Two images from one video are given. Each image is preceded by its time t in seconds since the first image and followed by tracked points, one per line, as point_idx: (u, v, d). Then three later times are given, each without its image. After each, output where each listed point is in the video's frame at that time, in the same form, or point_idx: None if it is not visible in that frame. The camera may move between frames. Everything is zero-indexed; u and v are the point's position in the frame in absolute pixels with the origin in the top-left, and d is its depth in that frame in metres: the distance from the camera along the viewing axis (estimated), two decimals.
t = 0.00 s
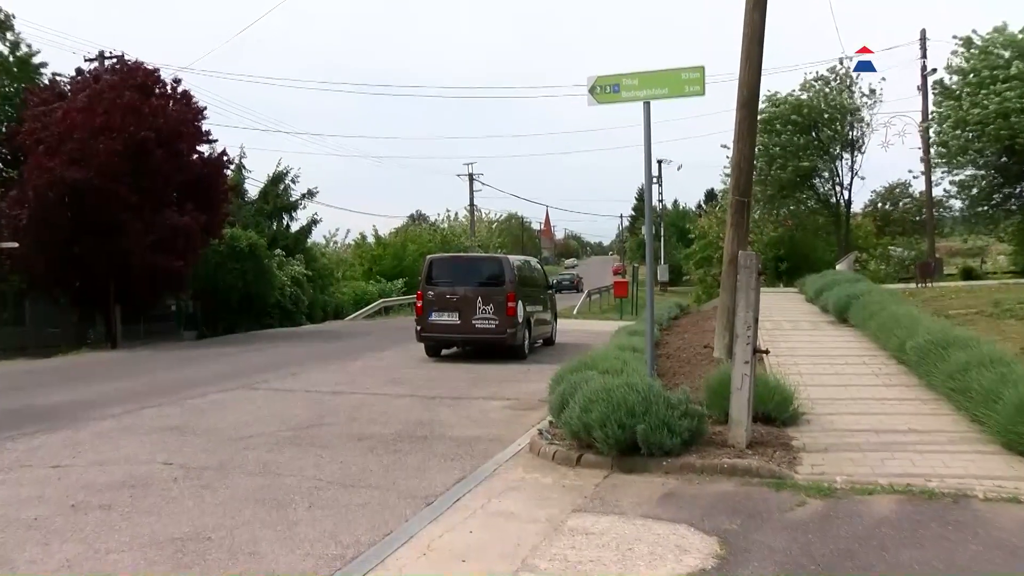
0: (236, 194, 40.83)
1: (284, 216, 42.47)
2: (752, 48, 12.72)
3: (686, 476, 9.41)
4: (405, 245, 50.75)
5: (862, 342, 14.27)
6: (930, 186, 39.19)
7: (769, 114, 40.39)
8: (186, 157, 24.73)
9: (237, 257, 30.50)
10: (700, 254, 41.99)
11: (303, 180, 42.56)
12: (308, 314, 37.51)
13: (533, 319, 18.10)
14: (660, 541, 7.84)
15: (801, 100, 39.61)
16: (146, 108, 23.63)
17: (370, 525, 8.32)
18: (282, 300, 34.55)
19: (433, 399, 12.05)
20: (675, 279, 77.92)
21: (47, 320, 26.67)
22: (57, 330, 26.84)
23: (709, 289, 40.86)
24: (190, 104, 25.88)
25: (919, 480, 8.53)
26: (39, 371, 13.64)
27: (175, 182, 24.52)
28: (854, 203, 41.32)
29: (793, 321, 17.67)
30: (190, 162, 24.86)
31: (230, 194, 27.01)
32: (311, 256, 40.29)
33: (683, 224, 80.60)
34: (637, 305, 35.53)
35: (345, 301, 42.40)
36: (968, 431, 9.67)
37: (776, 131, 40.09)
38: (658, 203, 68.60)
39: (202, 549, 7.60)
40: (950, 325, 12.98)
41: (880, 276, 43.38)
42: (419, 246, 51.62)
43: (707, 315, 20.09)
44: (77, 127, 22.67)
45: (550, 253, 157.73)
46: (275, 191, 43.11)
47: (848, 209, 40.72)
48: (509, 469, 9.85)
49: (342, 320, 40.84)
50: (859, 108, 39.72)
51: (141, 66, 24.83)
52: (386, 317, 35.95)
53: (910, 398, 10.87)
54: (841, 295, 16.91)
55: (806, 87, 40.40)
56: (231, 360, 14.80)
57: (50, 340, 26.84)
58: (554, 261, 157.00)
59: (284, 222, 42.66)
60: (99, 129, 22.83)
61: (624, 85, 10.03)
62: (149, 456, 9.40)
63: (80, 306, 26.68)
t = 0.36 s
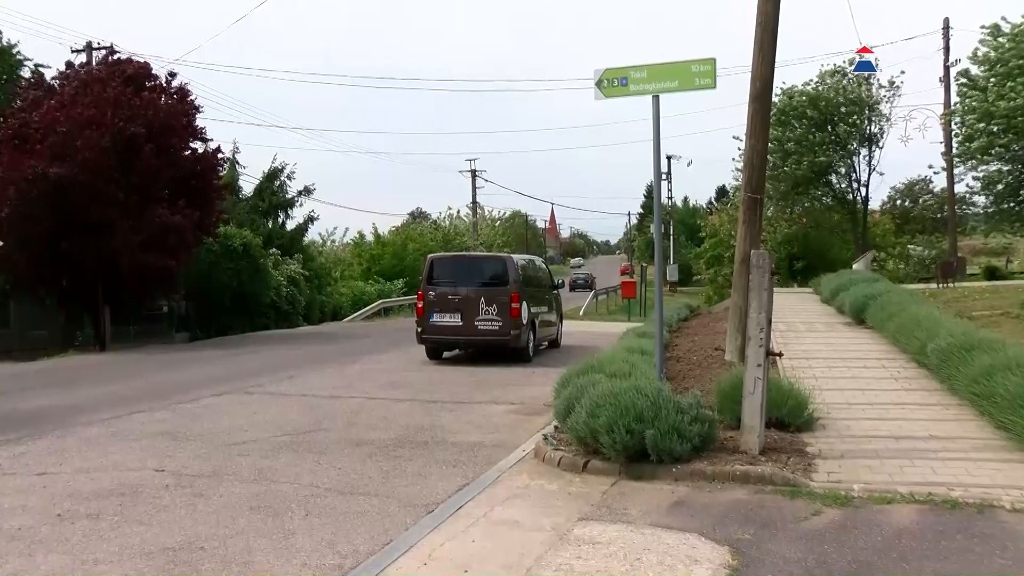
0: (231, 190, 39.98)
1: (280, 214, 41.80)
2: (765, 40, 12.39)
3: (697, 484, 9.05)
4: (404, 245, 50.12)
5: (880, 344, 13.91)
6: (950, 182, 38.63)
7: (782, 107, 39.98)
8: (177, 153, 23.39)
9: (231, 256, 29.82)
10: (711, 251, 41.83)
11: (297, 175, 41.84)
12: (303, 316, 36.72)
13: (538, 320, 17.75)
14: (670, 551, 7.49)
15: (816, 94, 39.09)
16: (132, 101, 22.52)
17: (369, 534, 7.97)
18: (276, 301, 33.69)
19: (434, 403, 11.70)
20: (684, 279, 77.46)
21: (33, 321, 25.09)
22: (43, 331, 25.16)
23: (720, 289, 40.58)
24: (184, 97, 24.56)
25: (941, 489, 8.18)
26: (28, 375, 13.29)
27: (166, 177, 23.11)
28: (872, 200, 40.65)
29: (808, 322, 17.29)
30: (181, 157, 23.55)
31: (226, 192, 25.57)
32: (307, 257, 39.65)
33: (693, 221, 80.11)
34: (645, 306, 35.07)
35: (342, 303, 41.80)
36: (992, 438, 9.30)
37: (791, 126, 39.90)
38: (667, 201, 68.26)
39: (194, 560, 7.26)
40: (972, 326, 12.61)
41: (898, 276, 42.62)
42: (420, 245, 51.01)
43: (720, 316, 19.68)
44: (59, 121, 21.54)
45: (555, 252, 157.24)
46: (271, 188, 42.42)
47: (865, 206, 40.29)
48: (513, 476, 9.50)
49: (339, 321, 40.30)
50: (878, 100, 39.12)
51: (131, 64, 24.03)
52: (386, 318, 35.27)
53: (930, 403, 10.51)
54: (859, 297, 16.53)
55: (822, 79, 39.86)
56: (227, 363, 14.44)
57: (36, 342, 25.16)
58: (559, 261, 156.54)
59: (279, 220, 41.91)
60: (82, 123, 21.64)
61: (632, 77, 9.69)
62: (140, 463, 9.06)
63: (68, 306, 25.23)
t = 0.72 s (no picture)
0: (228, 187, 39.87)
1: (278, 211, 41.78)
2: (780, 31, 12.05)
3: (709, 492, 8.71)
4: (405, 242, 49.00)
5: (900, 346, 13.55)
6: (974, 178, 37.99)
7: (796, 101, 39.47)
8: (170, 147, 22.33)
9: (226, 255, 28.38)
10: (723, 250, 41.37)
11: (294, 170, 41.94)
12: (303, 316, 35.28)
13: (544, 321, 17.39)
14: (683, 562, 7.14)
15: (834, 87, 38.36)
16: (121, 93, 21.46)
17: (368, 543, 7.64)
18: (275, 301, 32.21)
19: (436, 407, 11.35)
20: (696, 279, 76.75)
21: (18, 323, 23.04)
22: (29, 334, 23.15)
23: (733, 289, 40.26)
24: (180, 89, 23.46)
25: (966, 499, 7.83)
26: (19, 378, 12.96)
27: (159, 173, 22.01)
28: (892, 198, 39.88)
29: (825, 324, 16.91)
30: (174, 151, 22.44)
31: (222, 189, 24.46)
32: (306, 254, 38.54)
33: (704, 219, 79.40)
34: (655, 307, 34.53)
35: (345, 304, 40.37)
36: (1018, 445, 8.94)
37: (807, 120, 39.06)
38: (678, 200, 67.61)
39: (185, 570, 6.92)
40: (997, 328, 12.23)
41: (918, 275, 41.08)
42: (421, 242, 50.07)
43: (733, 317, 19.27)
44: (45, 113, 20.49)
45: (562, 252, 156.58)
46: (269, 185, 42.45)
47: (885, 204, 39.37)
48: (519, 483, 9.15)
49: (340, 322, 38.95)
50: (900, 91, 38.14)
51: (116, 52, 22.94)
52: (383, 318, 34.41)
53: (953, 408, 10.15)
54: (879, 297, 16.16)
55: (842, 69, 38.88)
56: (225, 366, 14.08)
57: (23, 345, 23.19)
58: (567, 260, 155.91)
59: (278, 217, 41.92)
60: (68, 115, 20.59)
61: (642, 69, 9.34)
62: (131, 469, 8.74)
63: (57, 306, 23.74)
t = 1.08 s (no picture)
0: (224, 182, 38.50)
1: (274, 207, 40.49)
2: (798, 21, 11.77)
3: (722, 500, 8.37)
4: (404, 239, 48.21)
5: (922, 349, 13.19)
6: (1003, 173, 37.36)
7: (813, 94, 38.90)
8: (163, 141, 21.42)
9: (220, 255, 26.77)
10: (737, 248, 40.80)
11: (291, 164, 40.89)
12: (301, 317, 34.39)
13: (551, 322, 17.05)
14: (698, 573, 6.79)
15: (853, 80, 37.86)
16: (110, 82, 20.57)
17: (369, 551, 7.31)
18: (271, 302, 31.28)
19: (440, 411, 11.01)
20: (709, 278, 76.06)
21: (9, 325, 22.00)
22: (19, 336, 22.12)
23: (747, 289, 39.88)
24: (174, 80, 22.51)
25: (994, 509, 7.48)
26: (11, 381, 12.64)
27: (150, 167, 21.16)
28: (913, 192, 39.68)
29: (844, 326, 16.56)
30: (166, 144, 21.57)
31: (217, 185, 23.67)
32: (303, 253, 37.75)
33: (717, 216, 78.65)
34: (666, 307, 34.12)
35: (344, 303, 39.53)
36: None
37: (825, 113, 38.66)
38: (690, 197, 66.92)
39: None
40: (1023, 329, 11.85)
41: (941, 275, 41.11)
42: (423, 240, 49.29)
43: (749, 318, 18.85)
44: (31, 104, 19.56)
45: (570, 250, 155.94)
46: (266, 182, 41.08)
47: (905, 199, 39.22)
48: (525, 490, 8.81)
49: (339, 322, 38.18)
50: (921, 84, 37.63)
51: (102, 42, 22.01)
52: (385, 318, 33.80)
53: (977, 413, 9.79)
54: (900, 297, 15.76)
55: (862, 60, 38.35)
56: (223, 368, 13.75)
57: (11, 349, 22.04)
58: (575, 258, 155.26)
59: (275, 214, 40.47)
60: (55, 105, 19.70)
61: (653, 61, 8.99)
62: (122, 475, 8.41)
63: (42, 306, 22.56)
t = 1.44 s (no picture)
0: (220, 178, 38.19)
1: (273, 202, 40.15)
2: (815, 11, 11.46)
3: (737, 508, 8.03)
4: (405, 237, 46.95)
5: (946, 352, 12.82)
6: None
7: (833, 87, 38.27)
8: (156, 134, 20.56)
9: (215, 254, 26.05)
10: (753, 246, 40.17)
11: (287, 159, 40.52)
12: (299, 317, 33.47)
13: (559, 323, 16.71)
14: None
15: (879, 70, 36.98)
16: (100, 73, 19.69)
17: (370, 560, 6.97)
18: (269, 302, 30.43)
19: (443, 415, 10.66)
20: (723, 277, 75.21)
21: None
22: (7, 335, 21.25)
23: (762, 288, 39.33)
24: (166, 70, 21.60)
25: None
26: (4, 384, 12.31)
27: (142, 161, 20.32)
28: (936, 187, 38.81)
29: (864, 327, 16.17)
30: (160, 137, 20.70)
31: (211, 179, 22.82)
32: (302, 250, 36.90)
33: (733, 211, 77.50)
34: (678, 307, 33.62)
35: (343, 303, 38.55)
36: None
37: (845, 106, 38.20)
38: (702, 192, 66.01)
39: None
40: None
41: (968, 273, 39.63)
42: (424, 238, 48.12)
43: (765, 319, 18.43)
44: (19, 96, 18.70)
45: (579, 248, 155.11)
46: (264, 177, 40.72)
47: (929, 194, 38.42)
48: (531, 497, 8.46)
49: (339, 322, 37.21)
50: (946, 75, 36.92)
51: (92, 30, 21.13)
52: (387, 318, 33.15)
53: (1003, 419, 9.43)
54: (923, 297, 15.35)
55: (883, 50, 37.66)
56: (222, 370, 13.43)
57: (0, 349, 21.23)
58: (584, 256, 154.48)
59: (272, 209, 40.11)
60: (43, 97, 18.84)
61: (665, 50, 8.64)
62: (113, 482, 8.08)
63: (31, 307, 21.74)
